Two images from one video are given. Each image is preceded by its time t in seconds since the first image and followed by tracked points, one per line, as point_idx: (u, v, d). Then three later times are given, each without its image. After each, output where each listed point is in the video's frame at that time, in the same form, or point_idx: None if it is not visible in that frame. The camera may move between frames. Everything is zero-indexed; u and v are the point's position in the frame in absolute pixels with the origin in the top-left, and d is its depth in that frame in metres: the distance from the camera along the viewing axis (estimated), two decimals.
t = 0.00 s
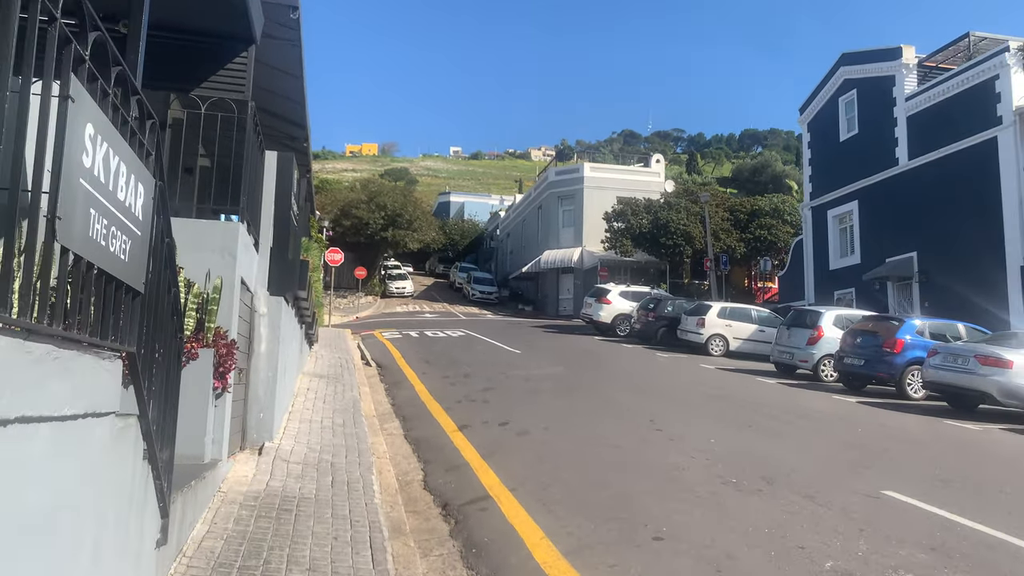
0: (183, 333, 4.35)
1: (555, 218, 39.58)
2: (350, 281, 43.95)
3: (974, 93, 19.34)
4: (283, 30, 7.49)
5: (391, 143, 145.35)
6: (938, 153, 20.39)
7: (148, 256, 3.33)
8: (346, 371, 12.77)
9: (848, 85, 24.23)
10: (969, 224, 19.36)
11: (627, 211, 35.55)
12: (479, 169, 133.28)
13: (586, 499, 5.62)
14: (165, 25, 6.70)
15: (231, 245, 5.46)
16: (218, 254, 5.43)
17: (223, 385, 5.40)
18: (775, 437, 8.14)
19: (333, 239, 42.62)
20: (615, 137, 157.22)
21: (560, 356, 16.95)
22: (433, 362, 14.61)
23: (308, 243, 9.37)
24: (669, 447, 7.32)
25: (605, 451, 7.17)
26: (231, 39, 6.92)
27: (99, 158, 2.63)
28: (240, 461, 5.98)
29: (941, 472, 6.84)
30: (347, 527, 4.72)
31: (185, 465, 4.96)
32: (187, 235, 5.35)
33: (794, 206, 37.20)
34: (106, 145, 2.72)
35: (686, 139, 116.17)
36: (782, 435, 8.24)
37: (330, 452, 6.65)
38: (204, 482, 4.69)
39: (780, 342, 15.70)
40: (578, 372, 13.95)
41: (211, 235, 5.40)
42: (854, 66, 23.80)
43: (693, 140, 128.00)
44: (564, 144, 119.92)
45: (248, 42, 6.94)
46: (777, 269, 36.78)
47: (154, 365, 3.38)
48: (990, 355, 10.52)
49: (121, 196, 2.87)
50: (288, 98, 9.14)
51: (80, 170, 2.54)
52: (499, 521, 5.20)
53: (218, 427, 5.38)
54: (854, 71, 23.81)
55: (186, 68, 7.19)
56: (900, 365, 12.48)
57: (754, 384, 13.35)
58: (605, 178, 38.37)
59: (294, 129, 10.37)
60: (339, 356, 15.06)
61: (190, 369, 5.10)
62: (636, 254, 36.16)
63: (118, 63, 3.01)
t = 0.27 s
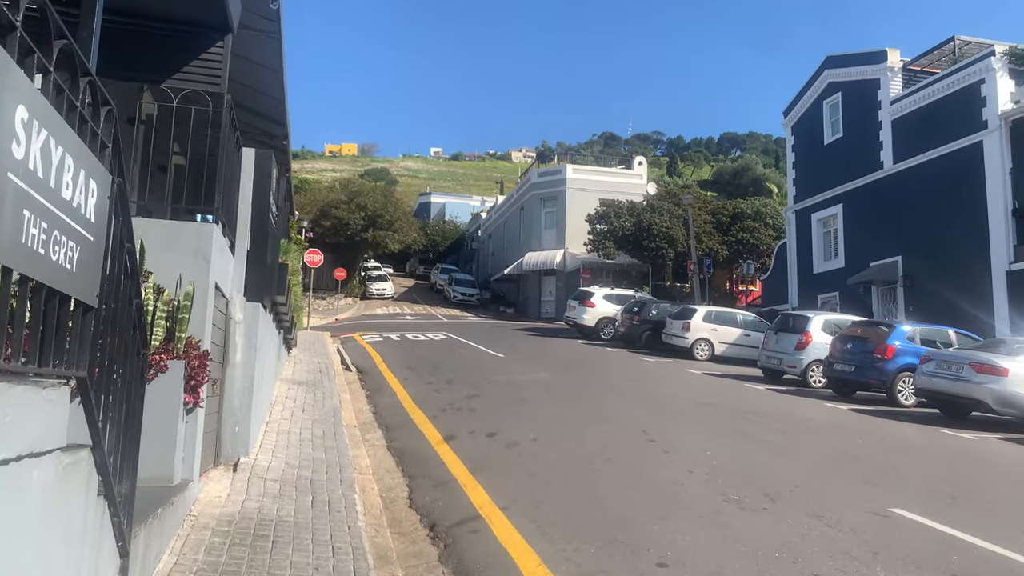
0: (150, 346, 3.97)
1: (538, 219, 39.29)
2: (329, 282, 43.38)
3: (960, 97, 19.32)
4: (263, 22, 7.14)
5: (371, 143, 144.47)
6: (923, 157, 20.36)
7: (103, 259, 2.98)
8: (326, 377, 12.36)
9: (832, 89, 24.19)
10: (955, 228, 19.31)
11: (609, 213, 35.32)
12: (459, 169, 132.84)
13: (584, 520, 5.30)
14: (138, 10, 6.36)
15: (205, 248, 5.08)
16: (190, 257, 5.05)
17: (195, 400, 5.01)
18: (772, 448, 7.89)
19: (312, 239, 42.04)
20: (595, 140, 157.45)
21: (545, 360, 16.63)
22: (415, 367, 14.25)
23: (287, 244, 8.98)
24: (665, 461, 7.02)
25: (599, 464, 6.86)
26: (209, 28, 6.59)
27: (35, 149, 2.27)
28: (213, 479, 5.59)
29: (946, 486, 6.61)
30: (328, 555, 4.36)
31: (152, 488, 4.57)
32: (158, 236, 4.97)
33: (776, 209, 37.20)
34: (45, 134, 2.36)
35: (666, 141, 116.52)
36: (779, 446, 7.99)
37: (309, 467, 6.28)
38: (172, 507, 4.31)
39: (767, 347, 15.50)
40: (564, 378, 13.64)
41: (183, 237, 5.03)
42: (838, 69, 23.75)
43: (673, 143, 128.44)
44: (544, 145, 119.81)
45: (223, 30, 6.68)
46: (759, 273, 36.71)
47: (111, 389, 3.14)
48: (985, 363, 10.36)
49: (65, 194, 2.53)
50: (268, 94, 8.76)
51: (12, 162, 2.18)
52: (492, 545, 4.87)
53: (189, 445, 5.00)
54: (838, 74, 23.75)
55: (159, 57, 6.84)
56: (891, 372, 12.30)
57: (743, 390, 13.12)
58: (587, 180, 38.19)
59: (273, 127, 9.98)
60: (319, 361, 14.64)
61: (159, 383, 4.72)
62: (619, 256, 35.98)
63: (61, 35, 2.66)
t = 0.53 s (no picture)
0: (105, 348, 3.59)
1: (515, 221, 38.96)
2: (304, 284, 42.74)
3: (939, 100, 19.34)
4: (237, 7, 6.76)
5: (346, 145, 143.43)
6: (902, 159, 20.37)
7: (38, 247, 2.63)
8: (300, 381, 11.92)
9: (811, 92, 24.19)
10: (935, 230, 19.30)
11: (588, 215, 34.97)
12: (436, 172, 132.29)
13: (578, 535, 4.98)
14: None
15: (170, 243, 4.71)
16: (154, 252, 4.68)
17: (159, 407, 4.61)
18: (765, 453, 7.63)
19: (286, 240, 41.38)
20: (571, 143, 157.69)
21: (525, 363, 16.31)
22: (392, 371, 13.85)
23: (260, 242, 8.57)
24: (657, 469, 6.72)
25: (589, 473, 6.55)
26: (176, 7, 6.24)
27: None
28: (179, 492, 5.19)
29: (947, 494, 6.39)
30: None
31: (109, 503, 4.18)
32: (118, 230, 4.60)
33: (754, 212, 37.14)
34: None
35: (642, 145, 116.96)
36: (771, 452, 7.74)
37: (283, 478, 5.89)
38: (131, 525, 3.92)
39: (750, 350, 15.29)
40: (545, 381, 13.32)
41: (146, 230, 4.65)
42: (817, 72, 23.76)
43: (649, 147, 128.93)
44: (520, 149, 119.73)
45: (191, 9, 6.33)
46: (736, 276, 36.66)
47: (55, 401, 2.84)
48: (975, 366, 10.22)
49: None
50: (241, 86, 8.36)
51: None
52: (481, 563, 4.52)
53: (153, 455, 4.60)
54: (817, 77, 23.75)
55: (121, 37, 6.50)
56: (878, 375, 12.14)
57: (728, 394, 12.89)
58: (565, 182, 38.00)
59: (246, 121, 9.57)
60: (292, 364, 14.18)
61: (119, 388, 4.32)
62: (597, 258, 35.80)
63: None
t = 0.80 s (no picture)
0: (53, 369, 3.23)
1: (497, 225, 38.61)
2: (281, 288, 42.11)
3: (923, 107, 19.29)
4: None
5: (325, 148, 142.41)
6: (887, 166, 20.30)
7: None
8: (277, 391, 11.48)
9: (795, 97, 24.12)
10: (919, 238, 19.23)
11: (570, 220, 34.78)
12: (415, 176, 131.70)
13: (576, 565, 4.66)
14: None
15: (135, 249, 4.33)
16: (116, 259, 4.30)
17: (120, 429, 4.21)
18: (762, 469, 7.35)
19: (263, 244, 40.76)
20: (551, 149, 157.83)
21: (509, 371, 15.96)
22: (373, 380, 13.44)
23: (235, 246, 8.16)
24: (654, 488, 6.41)
25: (584, 493, 6.22)
26: None
27: None
28: (144, 520, 4.78)
29: (956, 515, 6.14)
30: None
31: (60, 541, 3.80)
32: (76, 235, 4.23)
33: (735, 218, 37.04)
34: None
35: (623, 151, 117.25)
36: (769, 467, 7.46)
37: (258, 501, 5.49)
38: (85, 562, 3.55)
39: (737, 358, 15.03)
40: (530, 390, 12.98)
41: (108, 234, 4.28)
42: (801, 78, 23.69)
43: (629, 153, 129.21)
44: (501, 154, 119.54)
45: None
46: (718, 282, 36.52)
47: None
48: (971, 377, 10.02)
49: None
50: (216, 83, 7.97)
51: None
52: None
53: (113, 481, 4.22)
54: (801, 83, 23.68)
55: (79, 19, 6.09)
56: (869, 385, 11.92)
57: (716, 404, 12.63)
58: (547, 187, 37.77)
59: (222, 120, 9.17)
60: (268, 373, 13.72)
61: (75, 409, 3.94)
62: (579, 264, 35.56)
63: None
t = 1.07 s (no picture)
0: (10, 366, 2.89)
1: (487, 228, 38.28)
2: (267, 291, 41.59)
3: (920, 109, 19.16)
4: None
5: (312, 152, 141.67)
6: (883, 168, 20.13)
7: None
8: (264, 396, 11.07)
9: (788, 100, 23.96)
10: (915, 241, 19.04)
11: (560, 223, 34.55)
12: (403, 180, 131.18)
13: None
14: None
15: (110, 239, 3.99)
16: (90, 250, 3.95)
17: (94, 437, 3.85)
18: (773, 478, 7.04)
19: (249, 246, 40.25)
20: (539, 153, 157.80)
21: (502, 375, 15.61)
22: (363, 384, 13.06)
23: (221, 242, 7.78)
24: (664, 497, 6.09)
25: (591, 503, 5.89)
26: None
27: None
28: (119, 535, 4.41)
29: (982, 525, 5.84)
30: None
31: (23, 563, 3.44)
32: (46, 223, 3.89)
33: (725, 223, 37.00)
34: None
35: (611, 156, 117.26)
36: (780, 475, 7.16)
37: (244, 513, 5.13)
38: None
39: (735, 362, 14.75)
40: (525, 395, 12.64)
41: (80, 223, 3.93)
42: (795, 80, 23.53)
43: (616, 157, 129.23)
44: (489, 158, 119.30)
45: None
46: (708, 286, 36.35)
47: None
48: (980, 381, 9.77)
49: None
50: (203, 75, 7.61)
51: None
52: None
53: (85, 495, 3.86)
54: (794, 85, 23.53)
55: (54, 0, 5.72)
56: (872, 390, 11.68)
57: (716, 409, 12.33)
58: (537, 190, 37.50)
59: (208, 113, 8.80)
60: (255, 377, 13.31)
61: (43, 417, 3.60)
62: (569, 267, 35.28)
63: None
